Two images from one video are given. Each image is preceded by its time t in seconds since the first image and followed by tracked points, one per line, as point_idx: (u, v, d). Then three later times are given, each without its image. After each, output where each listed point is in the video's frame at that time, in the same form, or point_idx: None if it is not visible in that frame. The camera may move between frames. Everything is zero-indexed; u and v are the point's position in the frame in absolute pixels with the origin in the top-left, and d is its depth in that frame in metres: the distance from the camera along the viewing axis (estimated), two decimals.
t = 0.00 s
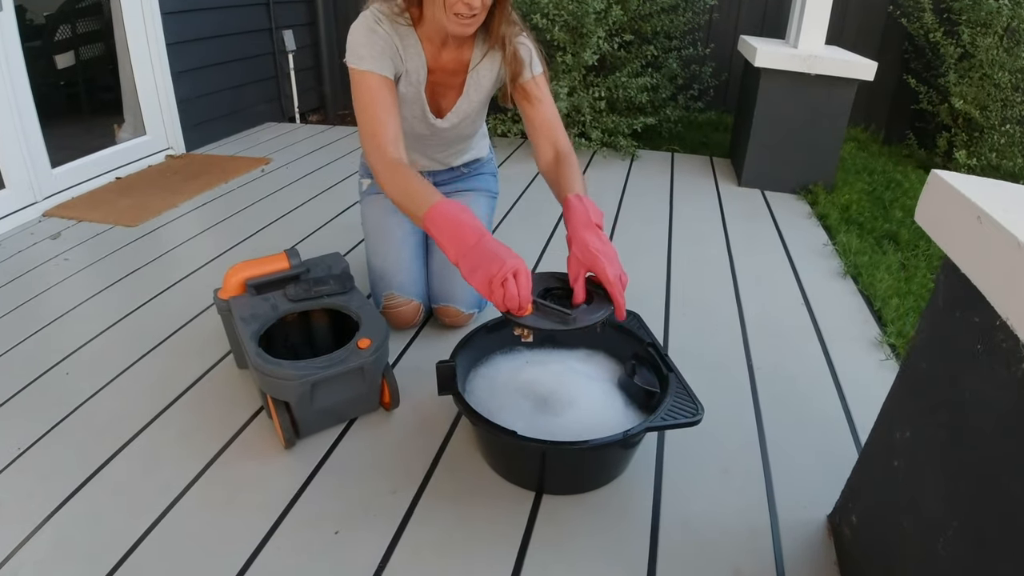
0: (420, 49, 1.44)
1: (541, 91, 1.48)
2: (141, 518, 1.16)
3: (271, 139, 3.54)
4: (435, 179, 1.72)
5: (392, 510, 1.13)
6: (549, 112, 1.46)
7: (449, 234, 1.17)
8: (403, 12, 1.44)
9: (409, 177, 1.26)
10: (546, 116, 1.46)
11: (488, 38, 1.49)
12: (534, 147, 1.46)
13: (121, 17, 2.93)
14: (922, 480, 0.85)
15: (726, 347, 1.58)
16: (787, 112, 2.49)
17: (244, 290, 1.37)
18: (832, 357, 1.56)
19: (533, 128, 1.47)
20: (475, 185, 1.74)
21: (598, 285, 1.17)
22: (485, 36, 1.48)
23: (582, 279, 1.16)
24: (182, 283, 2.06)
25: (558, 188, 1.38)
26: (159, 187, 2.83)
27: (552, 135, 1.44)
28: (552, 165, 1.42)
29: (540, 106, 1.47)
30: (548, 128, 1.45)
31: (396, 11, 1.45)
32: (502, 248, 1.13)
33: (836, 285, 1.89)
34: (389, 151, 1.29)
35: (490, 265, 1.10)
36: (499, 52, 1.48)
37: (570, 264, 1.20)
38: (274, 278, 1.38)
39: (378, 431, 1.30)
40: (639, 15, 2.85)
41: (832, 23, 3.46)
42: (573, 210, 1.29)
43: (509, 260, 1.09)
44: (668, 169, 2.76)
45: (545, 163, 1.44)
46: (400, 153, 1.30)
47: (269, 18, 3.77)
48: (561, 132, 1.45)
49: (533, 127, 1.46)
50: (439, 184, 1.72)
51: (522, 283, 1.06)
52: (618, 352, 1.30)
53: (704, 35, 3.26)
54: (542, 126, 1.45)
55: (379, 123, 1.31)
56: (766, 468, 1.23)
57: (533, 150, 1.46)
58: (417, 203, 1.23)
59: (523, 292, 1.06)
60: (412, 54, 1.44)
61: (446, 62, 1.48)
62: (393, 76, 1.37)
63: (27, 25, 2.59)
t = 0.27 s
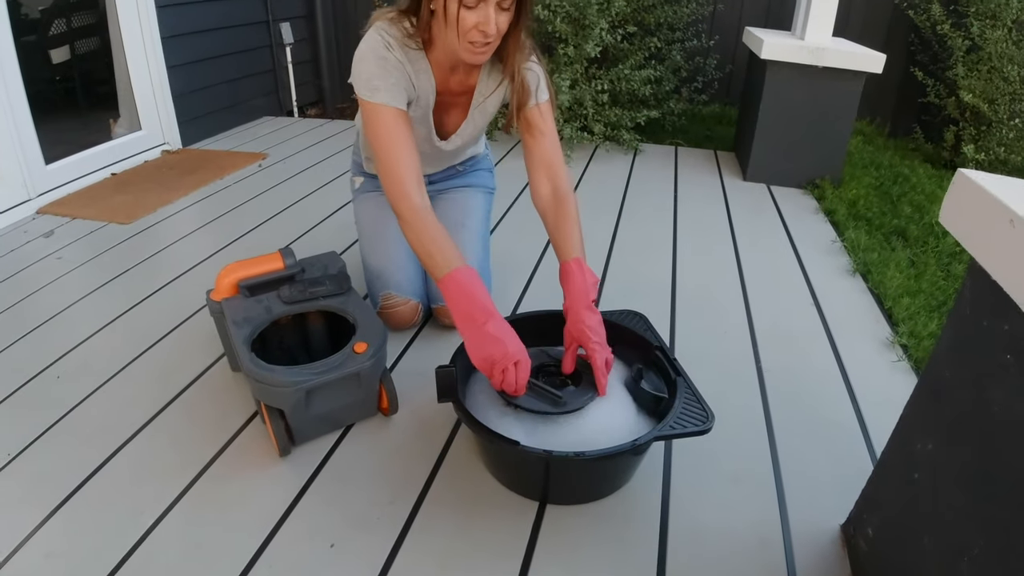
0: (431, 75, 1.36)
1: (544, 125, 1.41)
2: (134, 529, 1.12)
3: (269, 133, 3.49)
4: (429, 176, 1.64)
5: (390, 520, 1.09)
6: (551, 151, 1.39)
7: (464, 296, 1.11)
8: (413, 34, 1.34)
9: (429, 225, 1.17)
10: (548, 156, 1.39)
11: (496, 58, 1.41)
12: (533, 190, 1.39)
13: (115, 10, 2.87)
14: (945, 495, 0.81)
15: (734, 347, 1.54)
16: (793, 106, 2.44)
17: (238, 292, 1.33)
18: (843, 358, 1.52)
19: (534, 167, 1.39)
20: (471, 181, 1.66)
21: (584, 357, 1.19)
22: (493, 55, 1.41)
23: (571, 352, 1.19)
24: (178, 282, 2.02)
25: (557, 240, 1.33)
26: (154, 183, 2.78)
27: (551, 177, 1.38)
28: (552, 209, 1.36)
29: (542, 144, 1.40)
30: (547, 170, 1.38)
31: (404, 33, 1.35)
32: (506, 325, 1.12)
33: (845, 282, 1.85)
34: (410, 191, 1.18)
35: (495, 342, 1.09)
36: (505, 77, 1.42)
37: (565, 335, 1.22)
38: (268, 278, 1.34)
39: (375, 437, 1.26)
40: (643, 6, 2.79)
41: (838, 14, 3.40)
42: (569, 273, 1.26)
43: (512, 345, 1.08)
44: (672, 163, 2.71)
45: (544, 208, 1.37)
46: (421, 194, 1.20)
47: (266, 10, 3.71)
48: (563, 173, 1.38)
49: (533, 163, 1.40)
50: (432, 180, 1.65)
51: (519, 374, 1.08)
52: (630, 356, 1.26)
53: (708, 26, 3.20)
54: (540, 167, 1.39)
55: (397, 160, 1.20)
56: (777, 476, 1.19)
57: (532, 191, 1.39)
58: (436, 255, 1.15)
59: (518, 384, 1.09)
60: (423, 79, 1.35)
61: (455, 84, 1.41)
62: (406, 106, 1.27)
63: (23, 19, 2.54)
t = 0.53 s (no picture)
0: (426, 73, 1.26)
1: (542, 125, 1.30)
2: (114, 531, 1.08)
3: (263, 122, 3.43)
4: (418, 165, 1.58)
5: (377, 522, 1.05)
6: (549, 152, 1.29)
7: (465, 314, 1.06)
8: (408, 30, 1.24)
9: (431, 238, 1.10)
10: (544, 157, 1.29)
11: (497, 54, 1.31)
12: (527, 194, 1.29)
13: None
14: (959, 500, 0.77)
15: (736, 342, 1.49)
16: (796, 94, 2.39)
17: (222, 285, 1.28)
18: (847, 352, 1.48)
19: (529, 168, 1.30)
20: (462, 169, 1.60)
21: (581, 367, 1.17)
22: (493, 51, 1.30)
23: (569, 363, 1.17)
24: (167, 274, 1.98)
25: (551, 248, 1.25)
26: (145, 174, 2.72)
27: (547, 179, 1.28)
28: (548, 215, 1.27)
29: (540, 145, 1.30)
30: (542, 171, 1.29)
31: (399, 26, 1.24)
32: (506, 342, 1.08)
33: (848, 274, 1.80)
34: (411, 202, 1.12)
35: (495, 365, 1.05)
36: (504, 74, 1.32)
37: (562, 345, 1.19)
38: (254, 270, 1.29)
39: (364, 435, 1.22)
40: None
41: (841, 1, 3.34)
42: (563, 282, 1.20)
43: (511, 369, 1.05)
44: (671, 152, 2.66)
45: (539, 212, 1.28)
46: (422, 203, 1.13)
47: None
48: (558, 174, 1.28)
49: (530, 167, 1.30)
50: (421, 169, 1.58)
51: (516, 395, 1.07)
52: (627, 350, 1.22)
53: (709, 13, 3.14)
54: (535, 168, 1.29)
55: (396, 168, 1.12)
56: (779, 475, 1.15)
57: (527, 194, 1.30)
58: (437, 268, 1.09)
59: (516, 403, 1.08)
60: (419, 77, 1.26)
61: (451, 80, 1.31)
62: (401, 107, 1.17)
63: (13, 9, 2.52)
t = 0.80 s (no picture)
0: (417, 60, 1.20)
1: (539, 117, 1.24)
2: (96, 530, 1.04)
3: (256, 109, 3.38)
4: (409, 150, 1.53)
5: (366, 520, 1.02)
6: (545, 144, 1.24)
7: (460, 313, 1.02)
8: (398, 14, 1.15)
9: (424, 234, 1.05)
10: (540, 149, 1.24)
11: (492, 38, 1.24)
12: (523, 187, 1.25)
13: None
14: (971, 500, 0.74)
15: (737, 332, 1.46)
16: (799, 79, 2.34)
17: (207, 275, 1.24)
18: (851, 343, 1.44)
19: (525, 159, 1.25)
20: (455, 154, 1.56)
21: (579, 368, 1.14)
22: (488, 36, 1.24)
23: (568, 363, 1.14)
24: (156, 263, 1.93)
25: (547, 244, 1.20)
26: (136, 162, 2.67)
27: (543, 172, 1.23)
28: (544, 209, 1.22)
29: (537, 136, 1.24)
30: (538, 164, 1.24)
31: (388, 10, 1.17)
32: (501, 341, 1.05)
33: (852, 263, 1.76)
34: (403, 196, 1.06)
35: (490, 366, 1.03)
36: (499, 61, 1.26)
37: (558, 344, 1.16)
38: (240, 259, 1.25)
39: (353, 429, 1.18)
40: None
41: None
42: (558, 279, 1.15)
43: (505, 370, 1.03)
44: (671, 138, 2.62)
45: (535, 206, 1.23)
46: (414, 197, 1.07)
47: None
48: (557, 168, 1.23)
49: (526, 158, 1.25)
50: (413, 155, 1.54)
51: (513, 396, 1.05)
52: (625, 340, 1.18)
53: None
54: (531, 160, 1.24)
55: (387, 160, 1.06)
56: (781, 470, 1.12)
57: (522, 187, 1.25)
58: (430, 265, 1.04)
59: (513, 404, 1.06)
60: (410, 65, 1.19)
61: (443, 67, 1.25)
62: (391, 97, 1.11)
63: None
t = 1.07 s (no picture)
0: (410, 49, 1.15)
1: (538, 108, 1.19)
2: (82, 533, 1.01)
3: (251, 96, 3.32)
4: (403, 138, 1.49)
5: (358, 521, 0.98)
6: (545, 136, 1.19)
7: (456, 314, 0.98)
8: (389, 0, 1.09)
9: (418, 232, 1.01)
10: (539, 141, 1.19)
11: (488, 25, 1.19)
12: (521, 180, 1.20)
13: None
14: (990, 506, 0.70)
15: (742, 325, 1.42)
16: (804, 64, 2.29)
17: (195, 268, 1.20)
18: (858, 336, 1.41)
19: (523, 152, 1.20)
20: (451, 140, 1.51)
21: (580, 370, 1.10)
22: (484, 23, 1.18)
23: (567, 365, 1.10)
24: (149, 254, 1.89)
25: (545, 239, 1.16)
26: (128, 152, 2.62)
27: (541, 165, 1.19)
28: (543, 204, 1.18)
29: (536, 129, 1.19)
30: (536, 157, 1.19)
31: None
32: (499, 343, 1.01)
33: (858, 252, 1.72)
34: (396, 192, 1.01)
35: (487, 368, 0.99)
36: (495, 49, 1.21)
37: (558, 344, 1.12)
38: (229, 252, 1.21)
39: (346, 426, 1.15)
40: None
41: None
42: (556, 278, 1.11)
43: (502, 372, 0.99)
44: (673, 125, 2.57)
45: (533, 200, 1.19)
46: (408, 192, 1.03)
47: None
48: (557, 161, 1.19)
49: (524, 151, 1.20)
50: (407, 142, 1.50)
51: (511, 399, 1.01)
52: (627, 334, 1.14)
53: None
54: (529, 153, 1.19)
55: (379, 155, 1.01)
56: (788, 468, 1.08)
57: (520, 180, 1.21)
58: (424, 263, 1.00)
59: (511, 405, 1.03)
60: (403, 54, 1.14)
61: (437, 55, 1.20)
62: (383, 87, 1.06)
63: None
